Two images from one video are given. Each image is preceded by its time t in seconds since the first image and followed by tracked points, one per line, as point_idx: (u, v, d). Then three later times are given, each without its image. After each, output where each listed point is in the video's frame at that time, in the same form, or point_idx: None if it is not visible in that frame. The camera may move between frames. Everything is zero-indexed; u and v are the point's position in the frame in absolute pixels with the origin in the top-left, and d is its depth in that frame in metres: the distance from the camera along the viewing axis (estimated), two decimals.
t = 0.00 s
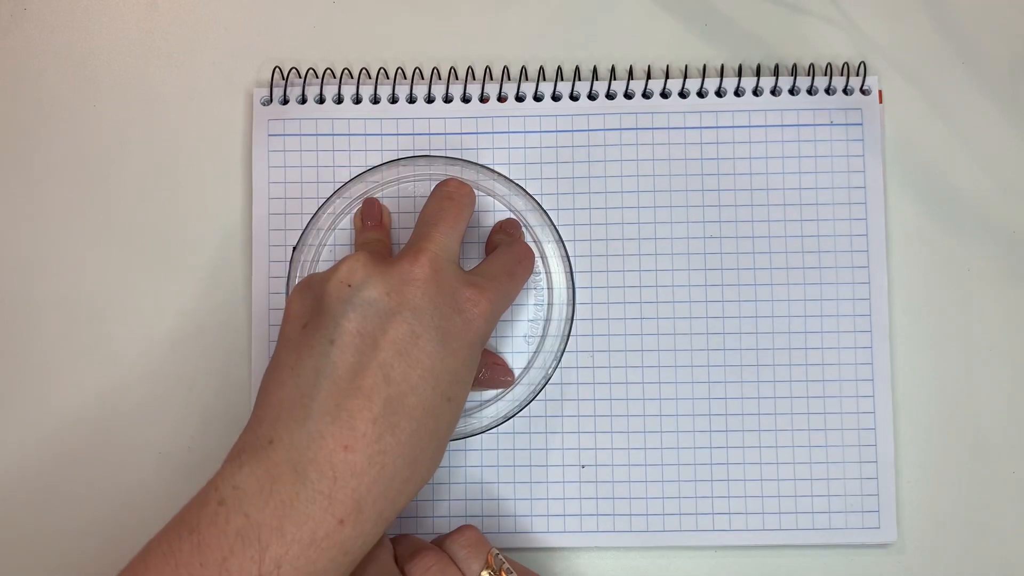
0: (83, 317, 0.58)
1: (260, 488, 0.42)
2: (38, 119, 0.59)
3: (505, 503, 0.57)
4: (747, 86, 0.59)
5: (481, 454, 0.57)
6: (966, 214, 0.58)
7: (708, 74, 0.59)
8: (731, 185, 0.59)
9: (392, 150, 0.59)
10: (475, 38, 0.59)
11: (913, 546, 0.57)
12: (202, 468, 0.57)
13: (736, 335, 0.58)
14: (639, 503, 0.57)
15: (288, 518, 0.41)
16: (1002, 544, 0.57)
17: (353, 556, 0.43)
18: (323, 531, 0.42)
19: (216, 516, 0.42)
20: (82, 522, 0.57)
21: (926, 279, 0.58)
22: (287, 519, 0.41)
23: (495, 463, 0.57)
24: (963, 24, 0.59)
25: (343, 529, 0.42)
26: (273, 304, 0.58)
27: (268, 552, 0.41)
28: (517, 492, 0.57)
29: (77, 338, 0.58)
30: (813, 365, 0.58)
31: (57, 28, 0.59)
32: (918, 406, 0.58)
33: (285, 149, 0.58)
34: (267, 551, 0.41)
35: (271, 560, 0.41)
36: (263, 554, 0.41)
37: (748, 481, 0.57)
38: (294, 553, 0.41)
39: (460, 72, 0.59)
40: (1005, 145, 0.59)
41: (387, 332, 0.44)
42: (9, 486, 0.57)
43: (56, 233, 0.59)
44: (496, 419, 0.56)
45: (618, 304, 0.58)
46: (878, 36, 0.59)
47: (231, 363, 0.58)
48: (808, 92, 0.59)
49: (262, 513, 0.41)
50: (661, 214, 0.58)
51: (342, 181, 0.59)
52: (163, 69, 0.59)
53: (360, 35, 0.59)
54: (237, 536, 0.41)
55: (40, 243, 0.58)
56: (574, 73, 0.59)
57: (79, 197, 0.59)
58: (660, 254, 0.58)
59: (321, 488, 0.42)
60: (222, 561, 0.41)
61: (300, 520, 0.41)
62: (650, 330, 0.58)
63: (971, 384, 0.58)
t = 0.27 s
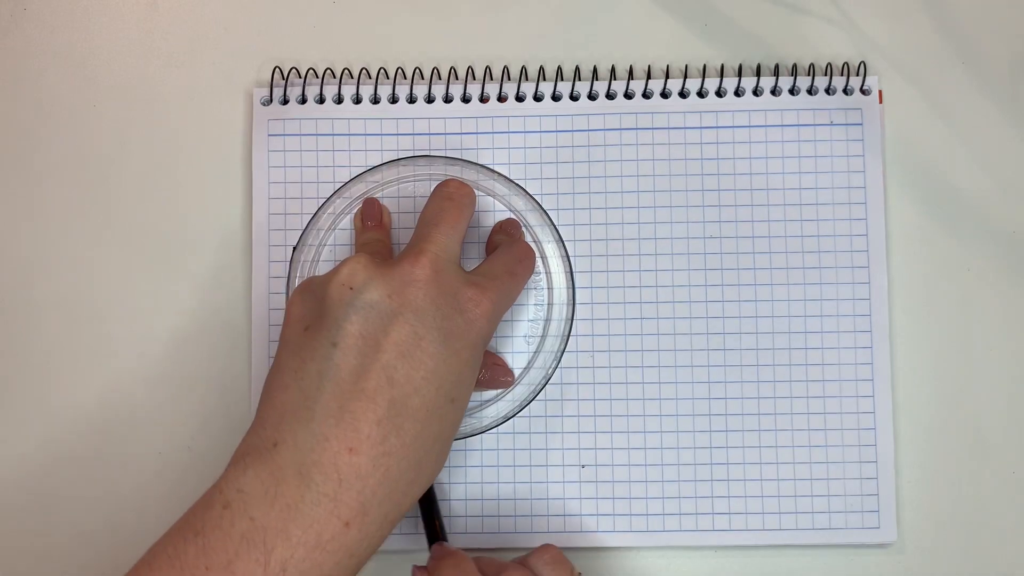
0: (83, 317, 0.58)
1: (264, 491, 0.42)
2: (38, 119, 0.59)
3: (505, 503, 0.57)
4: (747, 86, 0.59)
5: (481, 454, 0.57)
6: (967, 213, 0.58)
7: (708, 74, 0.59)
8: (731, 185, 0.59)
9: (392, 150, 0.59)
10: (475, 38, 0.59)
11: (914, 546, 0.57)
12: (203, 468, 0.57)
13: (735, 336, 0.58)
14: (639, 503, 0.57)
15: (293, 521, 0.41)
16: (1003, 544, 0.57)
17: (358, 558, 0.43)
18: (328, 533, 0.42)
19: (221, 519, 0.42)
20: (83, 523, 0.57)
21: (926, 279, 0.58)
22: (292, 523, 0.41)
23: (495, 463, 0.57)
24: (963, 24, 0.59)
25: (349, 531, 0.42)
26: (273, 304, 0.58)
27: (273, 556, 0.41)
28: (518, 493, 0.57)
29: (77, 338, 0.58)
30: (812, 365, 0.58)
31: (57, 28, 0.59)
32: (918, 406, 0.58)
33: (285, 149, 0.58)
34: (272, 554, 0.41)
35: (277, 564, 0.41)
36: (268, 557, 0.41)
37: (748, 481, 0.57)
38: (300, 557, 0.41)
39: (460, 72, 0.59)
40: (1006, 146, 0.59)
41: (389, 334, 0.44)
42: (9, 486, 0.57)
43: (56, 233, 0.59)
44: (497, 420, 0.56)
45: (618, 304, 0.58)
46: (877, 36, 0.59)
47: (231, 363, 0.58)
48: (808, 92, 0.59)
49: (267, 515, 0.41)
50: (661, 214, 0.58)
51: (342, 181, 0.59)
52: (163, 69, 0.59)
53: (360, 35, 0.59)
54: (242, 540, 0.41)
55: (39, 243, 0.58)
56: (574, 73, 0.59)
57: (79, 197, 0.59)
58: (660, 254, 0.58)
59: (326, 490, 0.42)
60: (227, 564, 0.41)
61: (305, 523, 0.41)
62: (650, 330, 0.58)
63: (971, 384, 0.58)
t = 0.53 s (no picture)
0: (83, 317, 0.58)
1: (277, 493, 0.42)
2: (38, 119, 0.59)
3: (505, 503, 0.57)
4: (747, 86, 0.59)
5: (481, 454, 0.57)
6: (967, 213, 0.58)
7: (708, 74, 0.59)
8: (731, 185, 0.59)
9: (392, 150, 0.59)
10: (475, 38, 0.59)
11: (914, 546, 0.57)
12: (204, 468, 0.57)
13: (735, 336, 0.58)
14: (639, 504, 0.57)
15: (306, 522, 0.42)
16: (1003, 543, 0.57)
17: (371, 558, 0.43)
18: (342, 534, 0.42)
19: (233, 522, 0.42)
20: (84, 523, 0.57)
21: (926, 279, 0.58)
22: (306, 524, 0.42)
23: (495, 463, 0.57)
24: (964, 23, 0.59)
25: (362, 532, 0.43)
26: (273, 304, 0.58)
27: (286, 557, 0.41)
28: (518, 492, 0.57)
29: (77, 338, 0.58)
30: (812, 365, 0.58)
31: (57, 28, 0.59)
32: (918, 406, 0.58)
33: (285, 149, 0.58)
34: (284, 556, 0.41)
35: (291, 566, 0.41)
36: (281, 559, 0.41)
37: (748, 481, 0.57)
38: (313, 557, 0.42)
39: (460, 72, 0.59)
40: (1006, 146, 0.59)
41: (398, 334, 0.45)
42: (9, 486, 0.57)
43: (56, 233, 0.59)
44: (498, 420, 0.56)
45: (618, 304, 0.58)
46: (878, 36, 0.59)
47: (231, 363, 0.58)
48: (808, 92, 0.59)
49: (280, 516, 0.42)
50: (661, 214, 0.58)
51: (342, 181, 0.59)
52: (163, 69, 0.59)
53: (360, 35, 0.59)
54: (255, 542, 0.41)
55: (40, 243, 0.58)
56: (574, 74, 0.59)
57: (79, 196, 0.59)
58: (660, 254, 0.58)
59: (339, 491, 0.42)
60: (240, 566, 0.41)
61: (319, 524, 0.42)
62: (650, 330, 0.58)
63: (971, 383, 0.58)
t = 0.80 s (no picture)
0: (83, 318, 0.58)
1: (278, 496, 0.42)
2: (38, 119, 0.59)
3: (505, 503, 0.57)
4: (747, 86, 0.59)
5: (481, 454, 0.57)
6: (967, 213, 0.58)
7: (708, 74, 0.59)
8: (731, 185, 0.59)
9: (392, 150, 0.59)
10: (475, 38, 0.59)
11: (914, 546, 0.57)
12: (204, 468, 0.57)
13: (735, 337, 0.58)
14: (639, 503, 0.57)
15: (308, 525, 0.42)
16: (1002, 544, 0.57)
17: (373, 561, 0.43)
18: (343, 537, 0.42)
19: (234, 525, 0.42)
20: (84, 523, 0.57)
21: (926, 279, 0.58)
22: (308, 526, 0.42)
23: (495, 463, 0.57)
24: (963, 24, 0.59)
25: (364, 535, 0.43)
26: (273, 304, 0.57)
27: (288, 560, 0.41)
28: (518, 493, 0.57)
29: (77, 339, 0.58)
30: (812, 366, 0.58)
31: (57, 28, 0.59)
32: (918, 406, 0.58)
33: (285, 149, 0.58)
34: (286, 559, 0.41)
35: (292, 568, 0.41)
36: (283, 561, 0.41)
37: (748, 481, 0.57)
38: (315, 560, 0.41)
39: (460, 72, 0.59)
40: (1006, 146, 0.59)
41: (399, 336, 0.45)
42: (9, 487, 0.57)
43: (56, 233, 0.58)
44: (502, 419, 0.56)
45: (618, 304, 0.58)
46: (878, 36, 0.59)
47: (231, 363, 0.58)
48: (808, 92, 0.59)
49: (281, 518, 0.42)
50: (661, 214, 0.58)
51: (342, 181, 0.59)
52: (163, 68, 0.59)
53: (360, 35, 0.59)
54: (257, 544, 0.41)
55: (40, 243, 0.58)
56: (574, 74, 0.59)
57: (79, 196, 0.59)
58: (660, 254, 0.58)
59: (341, 493, 0.42)
60: (243, 569, 0.41)
61: (320, 527, 0.42)
62: (650, 330, 0.58)
63: (971, 384, 0.58)
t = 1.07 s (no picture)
0: (83, 318, 0.58)
1: (277, 498, 0.42)
2: (38, 119, 0.59)
3: (505, 503, 0.57)
4: (747, 86, 0.59)
5: (481, 454, 0.57)
6: (967, 214, 0.58)
7: (708, 74, 0.59)
8: (731, 184, 0.59)
9: (392, 150, 0.59)
10: (475, 38, 0.59)
11: (914, 546, 0.57)
12: (204, 468, 0.57)
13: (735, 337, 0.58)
14: (639, 503, 0.57)
15: (307, 528, 0.42)
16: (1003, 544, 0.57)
17: (372, 564, 0.43)
18: (342, 539, 0.42)
19: (233, 527, 0.42)
20: (84, 523, 0.57)
21: (926, 279, 0.58)
22: (307, 529, 0.42)
23: (495, 463, 0.57)
24: (963, 24, 0.59)
25: (363, 537, 0.43)
26: (273, 304, 0.57)
27: (287, 562, 0.41)
28: (518, 493, 0.57)
29: (77, 339, 0.58)
30: (813, 366, 0.58)
31: (57, 28, 0.59)
32: (917, 406, 0.58)
33: (285, 149, 0.58)
34: (285, 561, 0.41)
35: (292, 570, 0.41)
36: (282, 563, 0.41)
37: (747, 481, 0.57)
38: (314, 563, 0.41)
39: (460, 72, 0.59)
40: (1006, 146, 0.59)
41: (398, 340, 0.45)
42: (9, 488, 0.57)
43: (56, 233, 0.58)
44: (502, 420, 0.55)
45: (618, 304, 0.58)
46: (878, 36, 0.59)
47: (231, 363, 0.58)
48: (808, 92, 0.59)
49: (280, 521, 0.42)
50: (660, 214, 0.58)
51: (342, 181, 0.59)
52: (164, 68, 0.59)
53: (360, 35, 0.59)
54: (256, 547, 0.42)
55: (40, 244, 0.58)
56: (574, 74, 0.59)
57: (78, 196, 0.59)
58: (660, 255, 0.58)
59: (340, 496, 0.42)
60: (243, 571, 0.41)
61: (319, 530, 0.42)
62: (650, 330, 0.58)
63: (971, 384, 0.58)
